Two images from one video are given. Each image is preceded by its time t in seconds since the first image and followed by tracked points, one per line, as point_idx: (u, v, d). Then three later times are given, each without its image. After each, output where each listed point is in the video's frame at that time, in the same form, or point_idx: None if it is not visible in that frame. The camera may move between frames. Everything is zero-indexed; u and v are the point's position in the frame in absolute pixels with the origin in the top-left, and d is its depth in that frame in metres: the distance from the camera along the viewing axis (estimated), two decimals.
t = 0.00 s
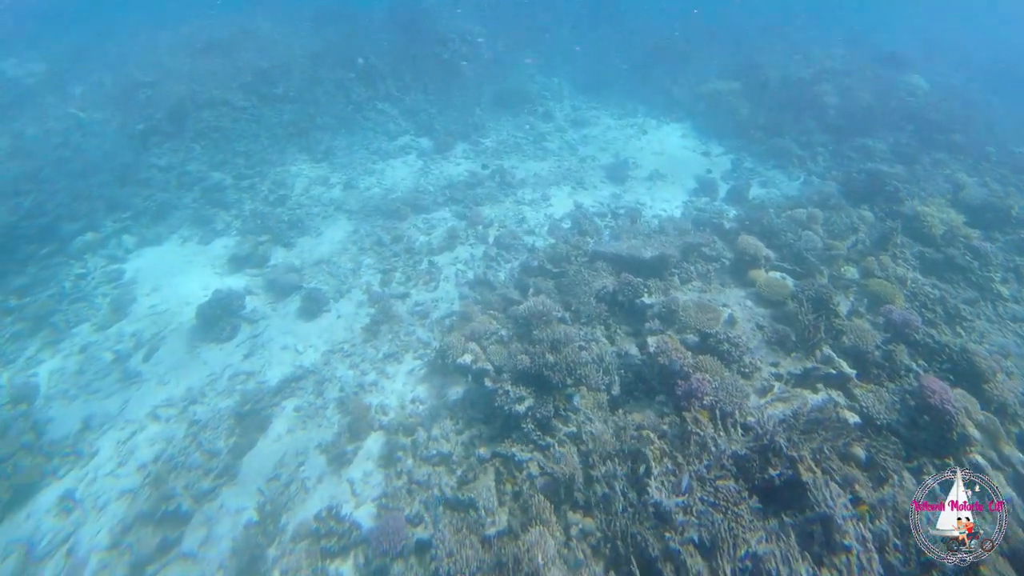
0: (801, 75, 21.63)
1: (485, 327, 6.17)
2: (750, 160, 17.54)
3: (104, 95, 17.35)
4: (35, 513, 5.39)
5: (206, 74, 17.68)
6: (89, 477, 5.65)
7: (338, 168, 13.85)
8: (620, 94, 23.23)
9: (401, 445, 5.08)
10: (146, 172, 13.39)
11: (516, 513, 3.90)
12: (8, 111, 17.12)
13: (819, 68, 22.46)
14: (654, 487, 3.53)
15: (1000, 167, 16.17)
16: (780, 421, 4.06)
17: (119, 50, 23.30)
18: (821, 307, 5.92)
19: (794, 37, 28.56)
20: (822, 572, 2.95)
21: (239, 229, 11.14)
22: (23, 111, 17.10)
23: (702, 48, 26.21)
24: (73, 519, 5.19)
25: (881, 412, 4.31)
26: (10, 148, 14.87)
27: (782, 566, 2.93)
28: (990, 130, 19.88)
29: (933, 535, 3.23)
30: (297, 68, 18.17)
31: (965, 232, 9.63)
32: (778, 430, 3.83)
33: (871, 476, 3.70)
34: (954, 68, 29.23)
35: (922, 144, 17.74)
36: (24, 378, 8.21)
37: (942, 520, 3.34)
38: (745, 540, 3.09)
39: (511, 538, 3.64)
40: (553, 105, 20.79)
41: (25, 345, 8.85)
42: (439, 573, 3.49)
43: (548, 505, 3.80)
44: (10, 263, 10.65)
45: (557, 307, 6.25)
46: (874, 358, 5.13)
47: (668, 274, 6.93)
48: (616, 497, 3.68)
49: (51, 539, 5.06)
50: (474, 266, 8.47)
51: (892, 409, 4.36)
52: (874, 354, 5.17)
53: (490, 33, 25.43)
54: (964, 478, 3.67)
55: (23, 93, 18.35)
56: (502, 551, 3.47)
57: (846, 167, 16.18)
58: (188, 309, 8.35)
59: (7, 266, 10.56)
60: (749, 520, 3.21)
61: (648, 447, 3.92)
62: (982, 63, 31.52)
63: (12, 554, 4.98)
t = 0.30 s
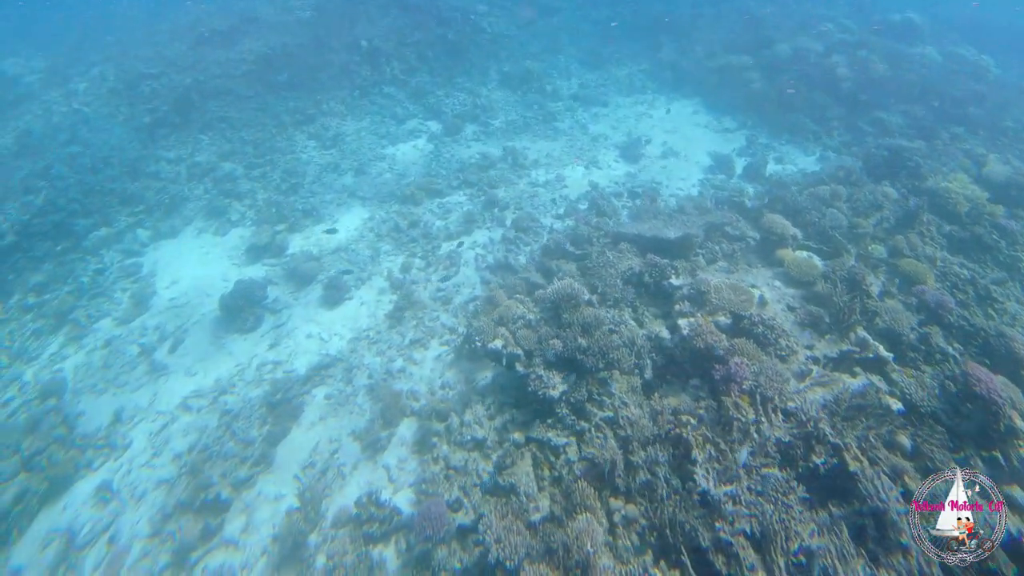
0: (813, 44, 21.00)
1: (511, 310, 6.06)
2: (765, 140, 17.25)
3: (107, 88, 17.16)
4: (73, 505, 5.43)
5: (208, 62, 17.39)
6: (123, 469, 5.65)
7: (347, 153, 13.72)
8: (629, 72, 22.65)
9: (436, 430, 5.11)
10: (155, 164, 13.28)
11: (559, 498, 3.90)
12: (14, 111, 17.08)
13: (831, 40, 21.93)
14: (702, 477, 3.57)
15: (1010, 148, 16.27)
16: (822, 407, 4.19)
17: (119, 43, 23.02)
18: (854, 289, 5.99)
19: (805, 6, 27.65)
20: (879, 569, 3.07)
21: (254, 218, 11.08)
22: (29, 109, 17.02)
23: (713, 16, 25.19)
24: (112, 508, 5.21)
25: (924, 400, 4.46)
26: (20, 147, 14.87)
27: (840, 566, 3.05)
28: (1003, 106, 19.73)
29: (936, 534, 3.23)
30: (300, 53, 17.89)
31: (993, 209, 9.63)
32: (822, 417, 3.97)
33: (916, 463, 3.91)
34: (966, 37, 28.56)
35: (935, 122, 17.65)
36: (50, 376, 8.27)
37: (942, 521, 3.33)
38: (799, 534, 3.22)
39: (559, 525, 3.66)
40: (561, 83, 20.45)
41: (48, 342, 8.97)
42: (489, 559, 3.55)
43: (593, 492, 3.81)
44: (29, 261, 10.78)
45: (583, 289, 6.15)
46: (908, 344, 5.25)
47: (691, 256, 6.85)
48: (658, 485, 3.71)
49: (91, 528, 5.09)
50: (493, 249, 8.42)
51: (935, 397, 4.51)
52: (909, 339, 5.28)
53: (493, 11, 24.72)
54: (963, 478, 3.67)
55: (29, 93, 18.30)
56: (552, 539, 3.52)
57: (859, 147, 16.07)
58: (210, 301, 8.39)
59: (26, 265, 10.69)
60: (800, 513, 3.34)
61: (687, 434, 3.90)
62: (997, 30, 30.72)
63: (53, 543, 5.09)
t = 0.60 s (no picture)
0: (822, 38, 20.69)
1: (536, 306, 6.06)
2: (778, 135, 17.10)
3: (113, 83, 17.04)
4: (102, 495, 5.48)
5: (215, 56, 17.25)
6: (151, 462, 5.68)
7: (358, 147, 13.66)
8: (637, 66, 22.45)
9: (464, 426, 5.10)
10: (164, 160, 13.20)
11: (594, 497, 3.92)
12: (20, 108, 16.98)
13: (841, 35, 21.79)
14: (746, 485, 3.62)
15: None
16: (862, 410, 4.52)
17: (122, 38, 22.85)
18: (887, 290, 6.66)
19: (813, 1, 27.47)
20: None
21: (268, 214, 11.08)
22: (35, 105, 16.92)
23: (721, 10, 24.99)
24: (142, 500, 5.26)
25: (963, 408, 4.93)
26: (27, 144, 14.80)
27: None
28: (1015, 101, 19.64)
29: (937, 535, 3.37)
30: (309, 49, 17.85)
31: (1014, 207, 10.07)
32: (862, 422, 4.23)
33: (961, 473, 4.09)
34: (978, 30, 28.28)
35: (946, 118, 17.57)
36: (70, 370, 8.29)
37: (943, 521, 3.48)
38: (850, 548, 3.27)
39: (600, 527, 3.63)
40: (569, 77, 20.32)
41: (66, 337, 9.01)
42: (533, 558, 3.59)
43: (631, 492, 3.80)
44: (42, 256, 10.74)
45: (607, 285, 6.14)
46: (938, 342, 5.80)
47: (711, 253, 6.91)
48: (695, 487, 3.75)
49: (122, 518, 5.15)
50: (511, 245, 8.39)
51: (973, 406, 5.01)
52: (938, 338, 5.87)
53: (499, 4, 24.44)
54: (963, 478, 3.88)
55: (34, 89, 18.19)
56: (596, 540, 3.50)
57: (872, 143, 15.96)
58: (228, 296, 8.39)
59: (40, 260, 10.66)
60: (850, 527, 3.39)
61: (725, 436, 3.94)
62: (1007, 23, 30.44)
63: (85, 531, 5.18)
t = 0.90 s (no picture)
0: (842, 46, 20.86)
1: (567, 308, 5.99)
2: (800, 138, 16.81)
3: (133, 77, 17.19)
4: (132, 482, 5.50)
5: (236, 54, 17.43)
6: (180, 451, 5.70)
7: (379, 145, 13.72)
8: (656, 67, 22.27)
9: (494, 425, 5.04)
10: (185, 155, 13.30)
11: (631, 502, 3.85)
12: (44, 103, 17.26)
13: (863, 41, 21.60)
14: (795, 503, 3.57)
15: None
16: (906, 427, 4.55)
17: (140, 33, 23.02)
18: (924, 300, 6.62)
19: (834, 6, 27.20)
20: None
21: (290, 210, 11.11)
22: (58, 100, 17.16)
23: (741, 13, 24.73)
24: (172, 487, 5.25)
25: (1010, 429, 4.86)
26: (50, 137, 15.01)
27: None
28: None
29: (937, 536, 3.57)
30: (329, 47, 17.98)
31: None
32: (908, 439, 4.26)
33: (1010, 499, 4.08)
34: (1003, 36, 27.81)
35: (973, 124, 17.30)
36: (97, 361, 8.38)
37: (943, 521, 3.66)
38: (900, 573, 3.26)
39: (640, 534, 3.57)
40: (588, 77, 20.23)
41: (90, 327, 9.07)
42: (573, 562, 3.54)
43: (672, 501, 3.71)
44: (65, 246, 10.94)
45: (638, 287, 6.05)
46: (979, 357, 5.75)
47: (742, 256, 6.80)
48: (736, 498, 3.70)
49: (152, 504, 5.15)
50: (534, 244, 8.38)
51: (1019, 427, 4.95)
52: (977, 352, 5.83)
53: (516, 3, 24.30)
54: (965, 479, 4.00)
55: (57, 84, 18.46)
56: (639, 549, 3.45)
57: (898, 147, 15.65)
58: (252, 290, 8.44)
59: (62, 250, 10.85)
60: (900, 554, 3.37)
61: (771, 448, 3.87)
62: None
63: (115, 514, 5.18)
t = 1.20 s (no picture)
0: (873, 57, 20.60)
1: (603, 309, 5.97)
2: (833, 146, 16.42)
3: (165, 67, 17.36)
4: (167, 460, 5.51)
5: (268, 45, 17.61)
6: (215, 433, 5.75)
7: (408, 141, 13.80)
8: (685, 71, 21.94)
9: (530, 425, 5.02)
10: (217, 145, 13.49)
11: (672, 513, 3.81)
12: (79, 92, 17.56)
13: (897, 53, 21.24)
14: (849, 529, 3.48)
15: None
16: (959, 453, 4.44)
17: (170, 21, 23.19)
18: (971, 319, 6.40)
19: (865, 15, 26.80)
20: None
21: (321, 202, 11.16)
22: (92, 89, 17.44)
23: (772, 18, 24.30)
24: (208, 467, 5.33)
25: None
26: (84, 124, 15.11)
27: None
28: None
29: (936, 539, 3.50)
30: (359, 40, 17.99)
31: None
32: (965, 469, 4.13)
33: None
34: None
35: (1014, 138, 16.80)
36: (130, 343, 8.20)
37: (942, 521, 3.63)
38: None
39: (685, 549, 3.50)
40: (616, 78, 20.06)
41: (122, 309, 9.05)
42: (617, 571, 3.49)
43: (718, 516, 3.64)
44: (98, 231, 11.07)
45: (676, 293, 5.97)
46: None
47: (782, 265, 6.69)
48: (784, 518, 3.64)
49: (188, 482, 5.21)
50: (566, 245, 8.35)
51: None
52: None
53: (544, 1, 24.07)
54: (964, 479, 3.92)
55: (92, 74, 18.75)
56: (686, 563, 3.38)
57: (931, 159, 15.30)
58: (285, 280, 8.54)
59: (95, 234, 11.02)
60: None
61: (823, 469, 3.77)
62: None
63: (151, 489, 5.20)
